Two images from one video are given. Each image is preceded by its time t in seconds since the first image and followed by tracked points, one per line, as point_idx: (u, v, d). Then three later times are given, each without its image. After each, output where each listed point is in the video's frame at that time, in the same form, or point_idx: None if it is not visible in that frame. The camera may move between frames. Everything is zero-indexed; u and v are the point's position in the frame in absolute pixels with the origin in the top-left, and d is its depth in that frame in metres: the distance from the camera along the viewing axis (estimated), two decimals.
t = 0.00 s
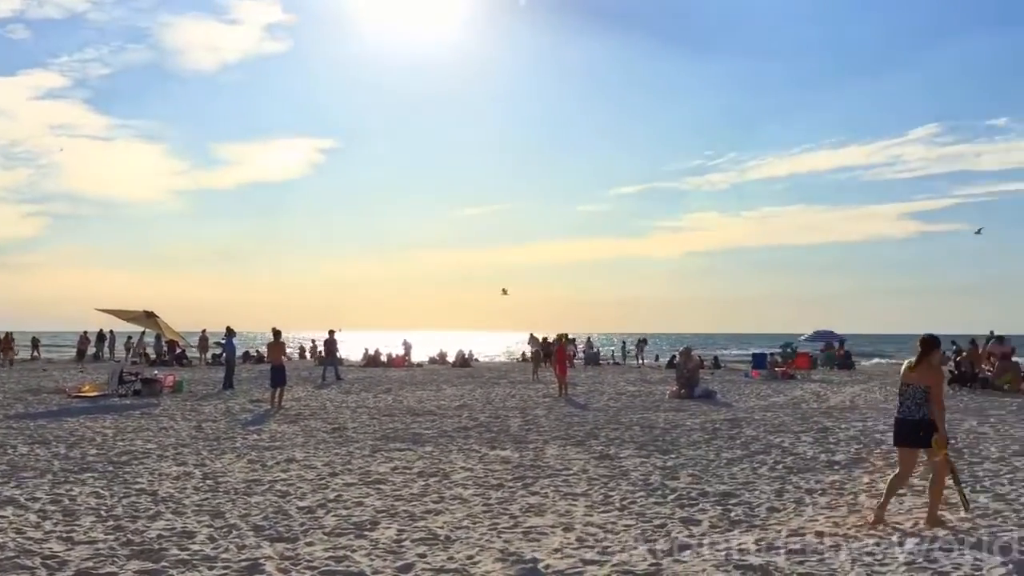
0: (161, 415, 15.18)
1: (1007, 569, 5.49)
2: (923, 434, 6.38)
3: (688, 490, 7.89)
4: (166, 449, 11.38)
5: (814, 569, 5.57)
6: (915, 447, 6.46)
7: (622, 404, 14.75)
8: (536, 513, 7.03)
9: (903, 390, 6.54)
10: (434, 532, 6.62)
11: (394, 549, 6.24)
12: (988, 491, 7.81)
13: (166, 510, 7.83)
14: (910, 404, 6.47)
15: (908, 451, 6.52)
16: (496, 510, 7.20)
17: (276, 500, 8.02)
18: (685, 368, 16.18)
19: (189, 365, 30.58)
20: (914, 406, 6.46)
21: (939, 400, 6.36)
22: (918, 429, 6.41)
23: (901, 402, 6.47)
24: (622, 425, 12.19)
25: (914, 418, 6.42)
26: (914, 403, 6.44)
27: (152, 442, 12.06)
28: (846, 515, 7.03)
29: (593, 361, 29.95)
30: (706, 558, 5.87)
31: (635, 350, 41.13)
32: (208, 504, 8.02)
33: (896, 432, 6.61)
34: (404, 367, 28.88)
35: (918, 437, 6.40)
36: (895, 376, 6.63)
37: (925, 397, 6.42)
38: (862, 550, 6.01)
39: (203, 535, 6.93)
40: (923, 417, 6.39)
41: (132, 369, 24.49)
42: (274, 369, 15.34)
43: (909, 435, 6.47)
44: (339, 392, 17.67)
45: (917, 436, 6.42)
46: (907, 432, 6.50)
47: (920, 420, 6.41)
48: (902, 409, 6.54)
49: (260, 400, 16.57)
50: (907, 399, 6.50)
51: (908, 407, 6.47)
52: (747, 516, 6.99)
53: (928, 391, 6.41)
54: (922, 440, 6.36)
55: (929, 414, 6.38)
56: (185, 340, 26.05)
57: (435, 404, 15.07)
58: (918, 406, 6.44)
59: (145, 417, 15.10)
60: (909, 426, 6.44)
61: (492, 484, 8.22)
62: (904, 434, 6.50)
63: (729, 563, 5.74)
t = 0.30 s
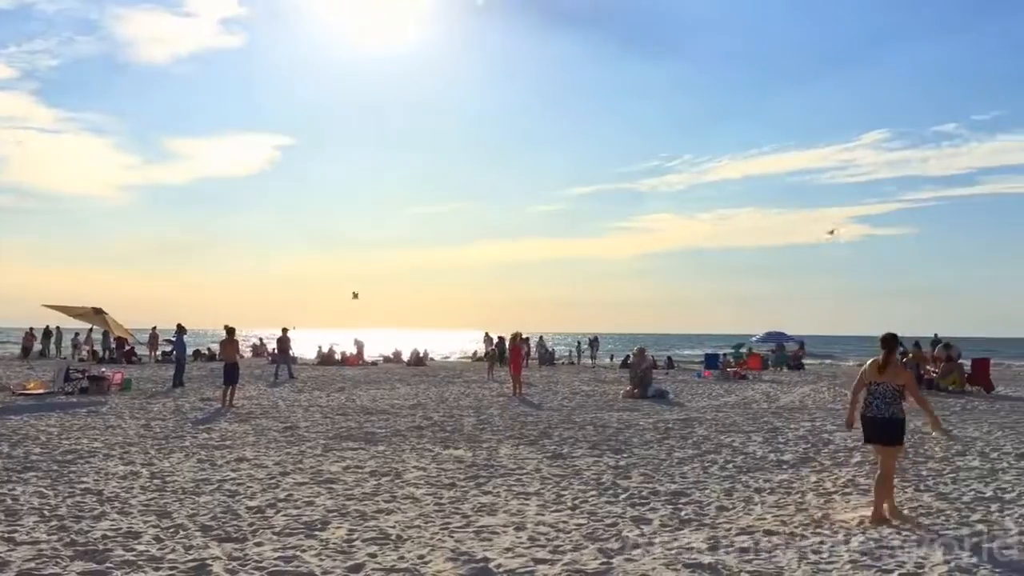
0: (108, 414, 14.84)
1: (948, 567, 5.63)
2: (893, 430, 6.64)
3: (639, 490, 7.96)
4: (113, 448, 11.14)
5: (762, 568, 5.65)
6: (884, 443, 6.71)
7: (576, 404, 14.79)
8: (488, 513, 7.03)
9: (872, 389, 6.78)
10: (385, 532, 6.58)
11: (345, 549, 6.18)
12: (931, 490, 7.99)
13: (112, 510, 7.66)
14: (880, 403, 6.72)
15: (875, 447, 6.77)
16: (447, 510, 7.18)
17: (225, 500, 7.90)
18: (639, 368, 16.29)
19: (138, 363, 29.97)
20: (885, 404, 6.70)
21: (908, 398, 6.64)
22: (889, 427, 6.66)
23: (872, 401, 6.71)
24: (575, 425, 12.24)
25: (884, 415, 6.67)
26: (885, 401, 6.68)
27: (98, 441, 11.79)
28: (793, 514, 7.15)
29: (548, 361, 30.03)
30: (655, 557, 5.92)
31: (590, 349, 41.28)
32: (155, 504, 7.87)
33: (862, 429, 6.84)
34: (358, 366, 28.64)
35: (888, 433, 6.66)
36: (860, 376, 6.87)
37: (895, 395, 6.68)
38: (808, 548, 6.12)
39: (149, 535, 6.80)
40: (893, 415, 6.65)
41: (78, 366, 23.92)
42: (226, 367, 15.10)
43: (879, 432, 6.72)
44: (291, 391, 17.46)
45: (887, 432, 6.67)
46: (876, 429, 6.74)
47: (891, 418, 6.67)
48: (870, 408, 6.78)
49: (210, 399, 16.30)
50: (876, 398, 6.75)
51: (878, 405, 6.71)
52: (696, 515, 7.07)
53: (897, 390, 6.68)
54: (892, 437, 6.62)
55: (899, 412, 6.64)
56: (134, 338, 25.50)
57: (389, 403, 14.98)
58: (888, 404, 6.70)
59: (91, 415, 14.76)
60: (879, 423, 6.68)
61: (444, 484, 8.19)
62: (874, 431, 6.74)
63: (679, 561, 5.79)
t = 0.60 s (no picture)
0: (68, 415, 14.59)
1: (908, 565, 5.72)
2: (868, 428, 6.85)
3: (605, 490, 7.99)
4: (73, 450, 10.95)
5: (726, 567, 5.71)
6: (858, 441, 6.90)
7: (544, 404, 14.81)
8: (454, 514, 7.03)
9: (844, 389, 6.95)
10: (351, 533, 6.54)
11: (309, 551, 6.13)
12: (893, 490, 8.11)
13: (72, 513, 7.53)
14: (853, 402, 6.90)
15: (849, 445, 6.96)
16: (413, 511, 7.16)
17: (188, 502, 7.81)
18: (606, 368, 16.37)
19: (100, 363, 29.50)
20: (859, 403, 6.89)
21: (881, 396, 6.86)
22: (864, 425, 6.86)
23: (847, 401, 6.88)
24: (543, 425, 12.26)
25: (859, 414, 6.86)
26: (859, 400, 6.87)
27: (58, 443, 11.58)
28: (757, 513, 7.22)
29: (516, 361, 30.04)
30: (620, 556, 5.95)
31: (558, 350, 41.35)
32: (117, 506, 7.75)
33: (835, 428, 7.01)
34: (324, 366, 28.44)
35: (863, 431, 6.85)
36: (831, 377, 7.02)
37: (868, 394, 6.89)
38: (772, 547, 6.19)
39: (110, 538, 6.69)
40: (868, 413, 6.85)
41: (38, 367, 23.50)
42: (191, 368, 14.92)
43: (856, 431, 6.89)
44: (257, 392, 17.29)
45: (861, 431, 6.87)
46: (851, 428, 6.92)
47: (865, 416, 6.87)
48: (844, 407, 6.96)
49: (174, 400, 16.09)
50: (849, 397, 6.92)
51: (852, 404, 6.89)
52: (662, 516, 7.11)
53: (869, 389, 6.89)
54: (868, 435, 6.82)
55: (873, 410, 6.86)
56: (96, 339, 25.09)
57: (355, 404, 14.90)
58: (862, 403, 6.89)
59: (51, 416, 14.50)
60: (855, 421, 6.87)
61: (410, 484, 8.17)
62: (849, 430, 6.93)
63: (644, 561, 5.82)
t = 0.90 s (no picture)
0: (44, 420, 14.45)
1: (882, 565, 5.78)
2: (852, 429, 6.96)
3: (584, 492, 8.03)
4: (49, 455, 10.85)
5: (703, 567, 5.75)
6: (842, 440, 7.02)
7: (524, 407, 14.83)
8: (433, 517, 7.03)
9: (827, 391, 7.00)
10: (329, 537, 6.53)
11: (287, 555, 6.12)
12: (869, 490, 8.20)
13: (47, 518, 7.46)
14: (838, 404, 6.97)
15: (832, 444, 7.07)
16: (392, 514, 7.15)
17: (165, 507, 7.76)
18: (586, 370, 16.42)
19: (77, 367, 29.23)
20: (844, 405, 6.96)
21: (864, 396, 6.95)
22: (849, 425, 6.96)
23: (832, 403, 6.94)
24: (523, 428, 12.28)
25: (844, 415, 6.95)
26: (844, 402, 6.94)
27: (34, 447, 11.47)
28: (735, 514, 7.27)
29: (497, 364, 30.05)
30: (598, 558, 5.99)
31: (538, 352, 41.40)
32: (93, 511, 7.69)
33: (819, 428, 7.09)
34: (304, 369, 28.33)
35: (848, 432, 6.97)
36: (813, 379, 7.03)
37: (852, 394, 6.96)
38: (749, 548, 6.24)
39: (86, 543, 6.64)
40: (852, 415, 6.95)
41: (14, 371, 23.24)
42: (169, 371, 14.83)
43: (841, 431, 6.99)
44: (236, 395, 17.21)
45: (846, 431, 6.97)
46: (835, 428, 7.02)
47: (849, 417, 6.96)
48: (827, 407, 7.02)
49: (152, 404, 15.98)
50: (832, 399, 6.99)
51: (837, 406, 6.96)
52: (640, 517, 7.15)
53: (851, 390, 6.95)
54: (855, 436, 6.94)
55: (857, 412, 6.95)
56: (72, 343, 24.86)
57: (335, 407, 14.87)
58: (846, 405, 6.97)
59: (27, 421, 14.36)
60: (840, 424, 6.95)
61: (389, 488, 8.17)
62: (834, 431, 7.01)
63: (622, 563, 5.86)
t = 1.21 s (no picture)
0: (31, 425, 14.38)
1: (866, 566, 5.81)
2: (840, 427, 7.00)
3: (571, 495, 8.04)
4: (35, 460, 10.79)
5: (688, 570, 5.77)
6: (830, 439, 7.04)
7: (513, 410, 14.83)
8: (420, 520, 7.03)
9: (818, 388, 7.03)
10: (315, 542, 6.52)
11: (272, 560, 6.11)
12: (855, 492, 8.24)
13: (32, 524, 7.43)
14: (827, 402, 7.00)
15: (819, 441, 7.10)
16: (379, 518, 7.15)
17: (151, 511, 7.74)
18: (575, 373, 16.44)
19: (65, 371, 29.10)
20: (835, 403, 7.01)
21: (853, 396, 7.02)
22: (837, 423, 7.00)
23: (822, 401, 6.97)
24: (511, 431, 12.29)
25: (833, 414, 6.99)
26: (834, 401, 6.98)
27: (20, 453, 11.41)
28: (721, 516, 7.29)
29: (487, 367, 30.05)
30: (583, 561, 6.01)
31: (528, 355, 41.43)
32: (78, 517, 7.66)
33: (807, 425, 7.11)
34: (294, 373, 28.28)
35: (836, 429, 7.00)
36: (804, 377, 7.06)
37: (841, 394, 7.02)
38: (734, 550, 6.26)
39: (70, 549, 6.61)
40: (841, 413, 6.99)
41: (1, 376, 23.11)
42: (157, 376, 14.77)
43: (829, 429, 7.01)
44: (225, 399, 17.17)
45: (834, 429, 7.01)
46: (823, 426, 7.04)
47: (838, 416, 7.00)
48: (817, 405, 7.05)
49: (140, 409, 15.92)
50: (822, 397, 7.02)
51: (827, 404, 6.99)
52: (627, 520, 7.17)
53: (841, 388, 7.01)
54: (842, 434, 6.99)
55: (845, 411, 7.00)
56: (60, 348, 24.75)
57: (324, 411, 14.86)
58: (835, 403, 7.02)
59: (13, 426, 14.28)
60: (829, 421, 6.98)
61: (377, 491, 8.16)
62: (822, 428, 7.02)
63: (607, 566, 5.87)
